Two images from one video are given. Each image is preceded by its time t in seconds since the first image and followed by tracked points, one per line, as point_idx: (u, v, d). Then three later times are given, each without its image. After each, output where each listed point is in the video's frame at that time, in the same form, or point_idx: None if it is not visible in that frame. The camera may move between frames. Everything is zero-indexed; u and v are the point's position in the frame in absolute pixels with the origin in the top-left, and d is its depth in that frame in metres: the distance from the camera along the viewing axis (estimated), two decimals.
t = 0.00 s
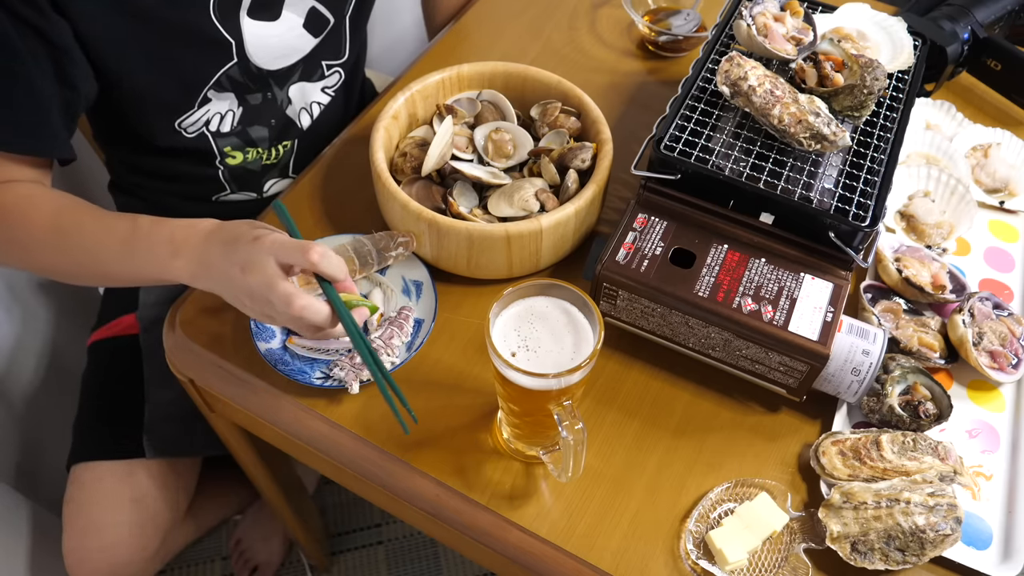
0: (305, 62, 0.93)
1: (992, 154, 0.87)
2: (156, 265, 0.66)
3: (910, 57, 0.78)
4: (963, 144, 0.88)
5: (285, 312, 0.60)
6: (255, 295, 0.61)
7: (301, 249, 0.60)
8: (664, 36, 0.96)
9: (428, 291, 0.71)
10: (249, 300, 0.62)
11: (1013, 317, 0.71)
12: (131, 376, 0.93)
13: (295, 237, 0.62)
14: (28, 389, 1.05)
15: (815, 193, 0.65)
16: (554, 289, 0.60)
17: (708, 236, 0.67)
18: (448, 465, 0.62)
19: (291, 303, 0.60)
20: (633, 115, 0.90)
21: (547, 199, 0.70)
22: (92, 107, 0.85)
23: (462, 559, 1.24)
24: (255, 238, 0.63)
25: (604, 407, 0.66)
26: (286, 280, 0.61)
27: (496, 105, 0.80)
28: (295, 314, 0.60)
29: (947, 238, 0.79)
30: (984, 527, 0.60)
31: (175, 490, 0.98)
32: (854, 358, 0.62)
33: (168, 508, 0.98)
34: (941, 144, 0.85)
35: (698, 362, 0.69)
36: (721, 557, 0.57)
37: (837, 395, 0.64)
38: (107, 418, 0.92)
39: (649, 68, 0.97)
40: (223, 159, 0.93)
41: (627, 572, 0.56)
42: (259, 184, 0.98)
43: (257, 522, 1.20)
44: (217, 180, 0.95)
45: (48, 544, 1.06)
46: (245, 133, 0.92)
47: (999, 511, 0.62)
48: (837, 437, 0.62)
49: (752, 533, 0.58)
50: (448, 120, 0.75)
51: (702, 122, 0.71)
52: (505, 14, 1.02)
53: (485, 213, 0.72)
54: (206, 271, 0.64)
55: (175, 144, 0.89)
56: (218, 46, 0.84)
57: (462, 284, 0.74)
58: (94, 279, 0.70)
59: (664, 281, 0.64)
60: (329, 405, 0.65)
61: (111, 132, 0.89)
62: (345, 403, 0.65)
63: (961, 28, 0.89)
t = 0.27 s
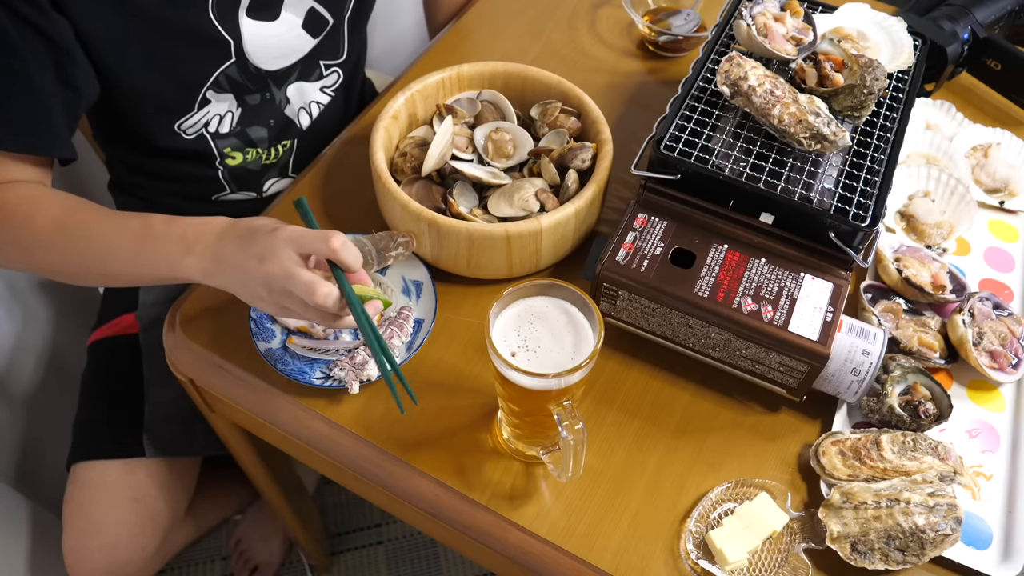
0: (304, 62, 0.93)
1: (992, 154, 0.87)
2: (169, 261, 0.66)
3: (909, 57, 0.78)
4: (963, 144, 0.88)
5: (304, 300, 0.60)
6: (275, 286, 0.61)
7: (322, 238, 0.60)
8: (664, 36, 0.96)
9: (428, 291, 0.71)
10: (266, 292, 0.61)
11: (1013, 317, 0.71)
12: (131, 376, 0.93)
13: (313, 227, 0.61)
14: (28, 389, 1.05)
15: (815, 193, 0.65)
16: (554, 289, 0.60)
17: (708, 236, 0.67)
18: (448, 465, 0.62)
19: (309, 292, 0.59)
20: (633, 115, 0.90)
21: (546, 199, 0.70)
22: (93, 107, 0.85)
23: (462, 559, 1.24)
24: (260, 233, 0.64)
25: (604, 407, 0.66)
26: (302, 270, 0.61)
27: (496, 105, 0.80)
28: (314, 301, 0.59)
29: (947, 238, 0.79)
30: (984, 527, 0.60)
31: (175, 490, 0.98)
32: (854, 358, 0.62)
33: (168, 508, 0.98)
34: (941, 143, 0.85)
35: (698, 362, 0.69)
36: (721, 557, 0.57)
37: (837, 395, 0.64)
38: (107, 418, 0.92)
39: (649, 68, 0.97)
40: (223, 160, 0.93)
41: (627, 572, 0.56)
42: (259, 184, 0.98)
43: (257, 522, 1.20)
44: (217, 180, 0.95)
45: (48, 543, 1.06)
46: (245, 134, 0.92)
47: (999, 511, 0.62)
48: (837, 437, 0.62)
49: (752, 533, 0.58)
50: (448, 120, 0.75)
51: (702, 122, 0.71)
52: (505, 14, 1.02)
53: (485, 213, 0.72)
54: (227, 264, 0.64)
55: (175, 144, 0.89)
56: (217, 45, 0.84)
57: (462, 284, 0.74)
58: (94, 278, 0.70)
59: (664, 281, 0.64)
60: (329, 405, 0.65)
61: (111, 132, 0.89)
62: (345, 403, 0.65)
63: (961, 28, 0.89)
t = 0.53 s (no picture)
0: (303, 61, 0.93)
1: (991, 154, 0.87)
2: (171, 259, 0.66)
3: (909, 57, 0.78)
4: (963, 144, 0.88)
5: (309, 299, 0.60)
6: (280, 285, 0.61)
7: (329, 238, 0.60)
8: (664, 36, 0.96)
9: (428, 291, 0.71)
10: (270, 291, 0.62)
11: (1013, 317, 0.71)
12: (131, 376, 0.93)
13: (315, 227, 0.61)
14: (28, 389, 1.05)
15: (815, 193, 0.65)
16: (554, 289, 0.60)
17: (708, 236, 0.67)
18: (448, 465, 0.62)
19: (313, 290, 0.59)
20: (633, 115, 0.90)
21: (546, 199, 0.70)
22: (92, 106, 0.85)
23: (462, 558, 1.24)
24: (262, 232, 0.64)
25: (604, 407, 0.66)
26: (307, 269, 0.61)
27: (496, 105, 0.80)
28: (319, 300, 0.59)
29: (947, 238, 0.79)
30: (984, 527, 0.60)
31: (175, 490, 0.98)
32: (854, 358, 0.62)
33: (168, 508, 0.98)
34: (941, 144, 0.85)
35: (698, 362, 0.69)
36: (721, 556, 0.57)
37: (837, 395, 0.64)
38: (107, 418, 0.92)
39: (649, 68, 0.97)
40: (222, 160, 0.93)
41: (627, 572, 0.56)
42: (259, 184, 0.98)
43: (257, 522, 1.20)
44: (217, 180, 0.95)
45: (48, 544, 1.06)
46: (244, 134, 0.92)
47: (998, 511, 0.62)
48: (837, 437, 0.62)
49: (752, 533, 0.58)
50: (448, 120, 0.75)
51: (702, 122, 0.71)
52: (505, 14, 1.02)
53: (485, 213, 0.72)
54: (227, 265, 0.64)
55: (174, 145, 0.89)
56: (216, 44, 0.84)
57: (462, 284, 0.74)
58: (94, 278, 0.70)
59: (664, 281, 0.64)
60: (329, 405, 0.65)
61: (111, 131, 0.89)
62: (345, 403, 0.65)
63: (961, 28, 0.89)
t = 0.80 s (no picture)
0: (300, 60, 0.93)
1: (992, 154, 0.87)
2: (170, 259, 0.66)
3: (909, 57, 0.78)
4: (963, 144, 0.88)
5: (291, 318, 0.57)
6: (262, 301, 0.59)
7: (315, 256, 0.58)
8: (664, 36, 0.96)
9: (428, 291, 0.71)
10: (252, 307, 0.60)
11: (1013, 317, 0.71)
12: (132, 376, 0.93)
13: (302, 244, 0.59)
14: (28, 389, 1.05)
15: (815, 193, 0.65)
16: (554, 289, 0.60)
17: (708, 236, 0.67)
18: (448, 465, 0.62)
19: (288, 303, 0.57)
20: (634, 115, 0.90)
21: (546, 199, 0.70)
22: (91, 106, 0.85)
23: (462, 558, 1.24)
24: (248, 248, 0.63)
25: (604, 407, 0.66)
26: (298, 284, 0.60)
27: (496, 105, 0.80)
28: (300, 318, 0.56)
29: (947, 238, 0.79)
30: (984, 527, 0.60)
31: (175, 489, 0.98)
32: (854, 358, 0.62)
33: (168, 507, 0.97)
34: (941, 144, 0.85)
35: (698, 362, 0.69)
36: (721, 556, 0.57)
37: (837, 395, 0.64)
38: (107, 418, 0.92)
39: (649, 68, 0.97)
40: (222, 160, 0.93)
41: (627, 572, 0.56)
42: (259, 183, 0.98)
43: (257, 522, 1.20)
44: (217, 180, 0.95)
45: (48, 543, 1.06)
46: (242, 133, 0.92)
47: (999, 511, 0.62)
48: (837, 437, 0.62)
49: (752, 533, 0.58)
50: (448, 120, 0.75)
51: (702, 122, 0.71)
52: (504, 14, 1.02)
53: (485, 213, 0.72)
54: (204, 280, 0.64)
55: (173, 144, 0.89)
56: (214, 42, 0.84)
57: (462, 284, 0.74)
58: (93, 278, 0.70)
59: (664, 281, 0.64)
60: (329, 404, 0.65)
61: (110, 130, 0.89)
62: (345, 403, 0.65)
63: (961, 28, 0.89)
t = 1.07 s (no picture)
0: (298, 60, 0.93)
1: (992, 154, 0.87)
2: (169, 259, 0.66)
3: (909, 57, 0.78)
4: (963, 144, 0.88)
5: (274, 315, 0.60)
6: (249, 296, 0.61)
7: (299, 256, 0.61)
8: (664, 36, 0.96)
9: (428, 291, 0.71)
10: (234, 307, 0.61)
11: (1013, 317, 0.71)
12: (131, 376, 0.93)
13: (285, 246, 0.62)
14: (28, 389, 1.05)
15: (815, 193, 0.65)
16: (554, 289, 0.60)
17: (708, 236, 0.67)
18: (448, 465, 0.62)
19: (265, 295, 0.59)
20: (634, 115, 0.90)
21: (546, 199, 0.70)
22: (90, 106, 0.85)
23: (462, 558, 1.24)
24: (231, 246, 0.64)
25: (604, 407, 0.66)
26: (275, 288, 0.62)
27: (496, 105, 0.80)
28: (283, 316, 0.59)
29: (947, 238, 0.79)
30: (984, 527, 0.60)
31: (175, 489, 0.98)
32: (854, 358, 0.62)
33: (168, 508, 0.97)
34: (941, 144, 0.85)
35: (698, 362, 0.69)
36: (721, 556, 0.57)
37: (837, 395, 0.64)
38: (107, 418, 0.92)
39: (649, 68, 0.97)
40: (222, 161, 0.93)
41: (627, 572, 0.56)
42: (258, 183, 0.98)
43: (257, 522, 1.20)
44: (216, 180, 0.95)
45: (48, 543, 1.06)
46: (240, 134, 0.92)
47: (999, 511, 0.62)
48: (837, 437, 0.62)
49: (752, 533, 0.58)
50: (448, 120, 0.75)
51: (702, 123, 0.71)
52: (504, 14, 1.02)
53: (485, 213, 0.72)
54: (190, 281, 0.64)
55: (172, 145, 0.89)
56: (212, 43, 0.84)
57: (462, 284, 0.74)
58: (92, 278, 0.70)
59: (664, 281, 0.64)
60: (329, 404, 0.65)
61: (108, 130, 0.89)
62: (345, 403, 0.65)
63: (961, 28, 0.89)
